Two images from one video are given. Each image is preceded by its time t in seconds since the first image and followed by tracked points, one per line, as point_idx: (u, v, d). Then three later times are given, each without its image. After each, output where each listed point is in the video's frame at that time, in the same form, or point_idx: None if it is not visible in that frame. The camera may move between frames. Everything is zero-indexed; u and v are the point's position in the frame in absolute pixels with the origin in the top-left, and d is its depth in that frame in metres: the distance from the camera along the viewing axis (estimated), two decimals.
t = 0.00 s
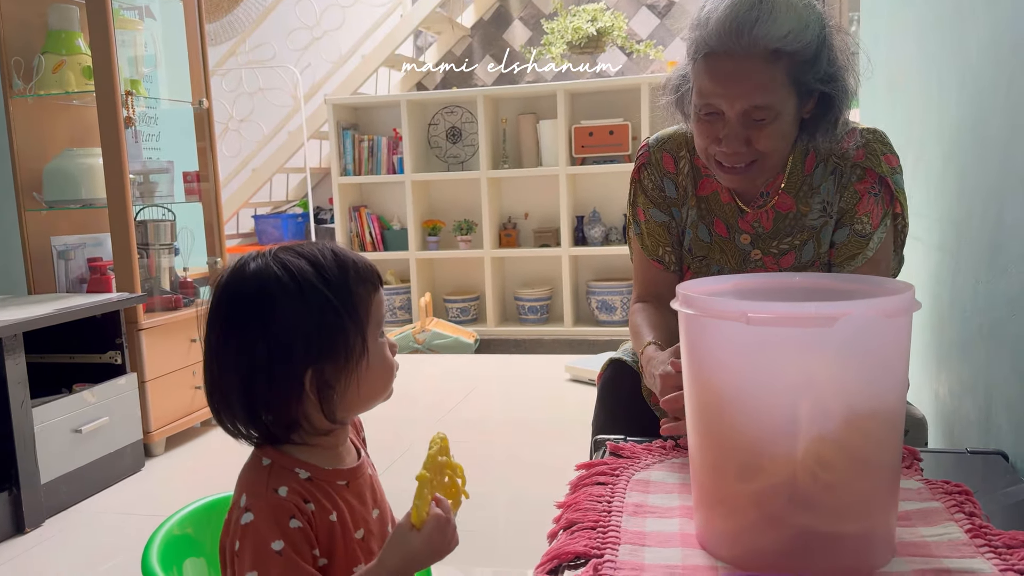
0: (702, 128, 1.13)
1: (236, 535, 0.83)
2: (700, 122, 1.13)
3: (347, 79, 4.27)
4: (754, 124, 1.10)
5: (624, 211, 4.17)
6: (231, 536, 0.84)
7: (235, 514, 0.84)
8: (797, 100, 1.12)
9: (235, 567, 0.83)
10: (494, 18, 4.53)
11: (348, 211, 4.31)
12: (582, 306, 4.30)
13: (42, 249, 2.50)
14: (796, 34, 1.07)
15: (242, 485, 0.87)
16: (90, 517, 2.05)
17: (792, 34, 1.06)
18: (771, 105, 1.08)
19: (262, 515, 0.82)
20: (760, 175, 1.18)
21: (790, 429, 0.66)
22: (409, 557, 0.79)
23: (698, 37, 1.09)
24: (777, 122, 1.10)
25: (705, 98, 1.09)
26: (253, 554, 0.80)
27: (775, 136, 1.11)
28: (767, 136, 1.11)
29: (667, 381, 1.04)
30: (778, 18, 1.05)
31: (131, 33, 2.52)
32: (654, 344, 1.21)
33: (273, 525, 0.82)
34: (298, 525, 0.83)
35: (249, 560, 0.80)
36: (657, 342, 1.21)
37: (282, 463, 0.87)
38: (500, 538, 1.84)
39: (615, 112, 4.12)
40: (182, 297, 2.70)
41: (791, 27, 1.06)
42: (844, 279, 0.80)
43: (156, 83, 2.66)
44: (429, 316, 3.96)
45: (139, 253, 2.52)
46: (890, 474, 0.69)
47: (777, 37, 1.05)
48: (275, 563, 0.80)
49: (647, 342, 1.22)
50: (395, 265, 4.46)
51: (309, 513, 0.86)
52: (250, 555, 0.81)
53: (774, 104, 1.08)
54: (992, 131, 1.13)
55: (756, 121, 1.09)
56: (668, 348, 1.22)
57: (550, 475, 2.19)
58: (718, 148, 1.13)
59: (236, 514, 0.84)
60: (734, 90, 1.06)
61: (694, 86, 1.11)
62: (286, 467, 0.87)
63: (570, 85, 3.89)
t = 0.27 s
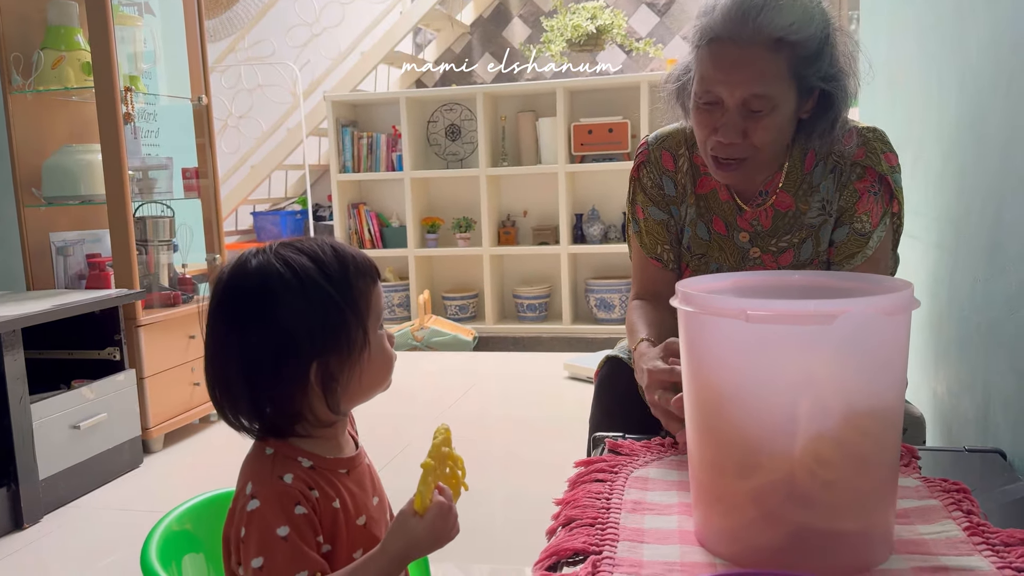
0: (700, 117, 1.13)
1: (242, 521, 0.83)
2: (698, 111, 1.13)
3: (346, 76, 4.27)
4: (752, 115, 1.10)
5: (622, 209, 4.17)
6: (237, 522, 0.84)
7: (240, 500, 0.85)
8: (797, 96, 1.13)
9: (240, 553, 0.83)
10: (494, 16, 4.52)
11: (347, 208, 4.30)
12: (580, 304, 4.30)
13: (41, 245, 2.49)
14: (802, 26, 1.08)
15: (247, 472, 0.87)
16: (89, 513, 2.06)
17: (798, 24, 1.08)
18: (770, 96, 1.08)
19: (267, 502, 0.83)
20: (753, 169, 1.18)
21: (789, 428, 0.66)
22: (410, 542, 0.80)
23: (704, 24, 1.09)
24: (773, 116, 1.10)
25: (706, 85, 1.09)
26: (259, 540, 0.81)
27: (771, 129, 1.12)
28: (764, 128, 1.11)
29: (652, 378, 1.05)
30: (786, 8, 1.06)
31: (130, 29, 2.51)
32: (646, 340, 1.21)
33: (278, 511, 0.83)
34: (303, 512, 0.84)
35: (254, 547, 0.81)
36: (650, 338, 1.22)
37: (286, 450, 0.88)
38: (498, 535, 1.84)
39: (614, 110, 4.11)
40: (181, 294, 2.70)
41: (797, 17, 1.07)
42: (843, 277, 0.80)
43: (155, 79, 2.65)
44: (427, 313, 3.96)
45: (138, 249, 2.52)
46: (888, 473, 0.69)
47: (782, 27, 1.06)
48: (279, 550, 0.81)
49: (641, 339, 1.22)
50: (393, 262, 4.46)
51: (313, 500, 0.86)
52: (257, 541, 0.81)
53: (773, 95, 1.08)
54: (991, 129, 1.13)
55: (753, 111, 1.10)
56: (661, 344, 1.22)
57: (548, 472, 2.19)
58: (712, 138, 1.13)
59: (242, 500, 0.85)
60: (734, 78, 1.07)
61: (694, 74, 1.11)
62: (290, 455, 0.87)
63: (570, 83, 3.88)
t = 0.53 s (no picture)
0: (711, 112, 1.12)
1: (256, 509, 0.83)
2: (707, 106, 1.13)
3: (346, 74, 4.27)
4: (763, 110, 1.10)
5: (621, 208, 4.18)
6: (250, 509, 0.84)
7: (252, 487, 0.85)
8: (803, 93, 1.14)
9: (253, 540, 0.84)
10: (493, 13, 4.52)
11: (346, 206, 4.31)
12: (579, 302, 4.31)
13: (40, 242, 2.49)
14: (814, 21, 1.09)
15: (256, 461, 0.87)
16: (88, 509, 2.06)
17: (809, 20, 1.08)
18: (782, 91, 1.08)
19: (283, 489, 0.83)
20: (752, 164, 1.18)
21: (783, 425, 0.67)
22: (424, 528, 0.84)
23: (713, 20, 1.09)
24: (784, 112, 1.11)
25: (718, 81, 1.08)
26: (277, 526, 0.82)
27: (781, 124, 1.12)
28: (774, 124, 1.11)
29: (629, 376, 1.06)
30: (799, 5, 1.07)
31: (129, 26, 2.51)
32: (636, 337, 1.22)
33: (295, 498, 0.83)
34: (318, 499, 0.85)
35: (272, 533, 0.82)
36: (640, 335, 1.22)
37: (296, 439, 0.88)
38: (496, 532, 1.85)
39: (614, 108, 4.12)
40: (180, 291, 2.70)
41: (811, 12, 1.08)
42: (838, 276, 0.81)
43: (154, 76, 2.65)
44: (426, 311, 3.97)
45: (137, 246, 2.52)
46: (882, 471, 0.69)
47: (796, 23, 1.07)
48: (298, 535, 0.81)
49: (632, 337, 1.24)
50: (392, 260, 4.46)
51: (326, 487, 0.87)
52: (274, 527, 0.82)
53: (785, 90, 1.08)
54: (988, 129, 1.13)
55: (765, 107, 1.09)
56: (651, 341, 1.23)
57: (546, 470, 2.20)
58: (721, 134, 1.13)
59: (255, 487, 0.85)
60: (750, 72, 1.06)
61: (703, 70, 1.10)
62: (300, 443, 0.88)
63: (569, 81, 3.89)
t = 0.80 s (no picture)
0: (707, 112, 1.12)
1: (269, 500, 0.83)
2: (703, 105, 1.12)
3: (344, 71, 4.27)
4: (759, 106, 1.09)
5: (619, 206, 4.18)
6: (262, 501, 0.83)
7: (264, 479, 0.84)
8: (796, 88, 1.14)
9: (265, 532, 0.83)
10: (492, 11, 4.51)
11: (344, 204, 4.31)
12: (577, 300, 4.31)
13: (38, 240, 2.50)
14: (804, 17, 1.09)
15: (263, 455, 0.86)
16: (86, 506, 2.06)
17: (801, 16, 1.09)
18: (777, 88, 1.08)
19: (298, 478, 0.83)
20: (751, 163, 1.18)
21: (778, 424, 0.67)
22: (434, 514, 0.86)
23: (705, 20, 1.09)
24: (780, 107, 1.10)
25: (712, 80, 1.08)
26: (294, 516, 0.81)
27: (777, 122, 1.12)
28: (771, 121, 1.11)
29: (628, 374, 1.06)
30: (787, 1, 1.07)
31: (127, 24, 2.51)
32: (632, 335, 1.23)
33: (310, 486, 0.83)
34: (331, 487, 0.85)
35: (288, 523, 0.81)
36: (635, 333, 1.23)
37: (303, 432, 0.88)
38: (494, 529, 1.86)
39: (612, 106, 4.12)
40: (178, 288, 2.70)
41: (799, 10, 1.09)
42: (831, 275, 0.81)
43: (153, 73, 2.65)
44: (424, 309, 3.98)
45: (135, 243, 2.53)
46: (875, 469, 0.70)
47: (786, 19, 1.07)
48: (315, 522, 0.81)
49: (629, 335, 1.25)
50: (391, 258, 4.47)
51: (336, 477, 0.87)
52: (291, 517, 0.81)
53: (780, 87, 1.08)
54: (983, 128, 1.14)
55: (761, 103, 1.09)
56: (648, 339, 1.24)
57: (544, 467, 2.21)
58: (718, 134, 1.13)
59: (266, 480, 0.84)
60: (744, 69, 1.06)
61: (697, 69, 1.10)
62: (307, 436, 0.88)
63: (567, 79, 3.89)
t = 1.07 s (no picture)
0: (682, 109, 1.14)
1: (269, 492, 0.83)
2: (679, 101, 1.14)
3: (342, 68, 4.26)
4: (730, 107, 1.11)
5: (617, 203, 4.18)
6: (261, 495, 0.83)
7: (263, 473, 0.84)
8: (777, 93, 1.13)
9: (264, 526, 0.83)
10: (490, 7, 4.51)
11: (342, 200, 4.31)
12: (575, 297, 4.32)
13: (36, 237, 2.49)
14: (784, 21, 1.08)
15: (262, 449, 0.86)
16: (84, 503, 2.06)
17: (777, 20, 1.08)
18: (747, 89, 1.09)
19: (299, 471, 0.83)
20: (728, 161, 1.19)
21: (773, 420, 0.67)
22: (434, 511, 0.86)
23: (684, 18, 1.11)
24: (752, 109, 1.11)
25: (687, 77, 1.10)
26: (294, 510, 0.81)
27: (749, 122, 1.12)
28: (742, 121, 1.12)
29: (638, 373, 1.06)
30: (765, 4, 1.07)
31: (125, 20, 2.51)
32: (629, 332, 1.23)
33: (311, 480, 0.84)
34: (331, 482, 0.85)
35: (288, 516, 0.81)
36: (632, 330, 1.23)
37: (302, 427, 0.88)
38: (492, 526, 1.86)
39: (610, 103, 4.12)
40: (176, 285, 2.70)
41: (779, 12, 1.08)
42: (826, 271, 0.82)
43: (150, 70, 2.65)
44: (422, 305, 3.98)
45: (133, 240, 2.53)
46: (870, 464, 0.70)
47: (761, 21, 1.07)
48: (315, 516, 0.82)
49: (625, 332, 1.25)
50: (389, 254, 4.47)
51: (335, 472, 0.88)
52: (291, 511, 0.81)
53: (750, 88, 1.09)
54: (978, 125, 1.14)
55: (732, 103, 1.11)
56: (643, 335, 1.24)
57: (542, 464, 2.21)
58: (689, 129, 1.15)
59: (266, 473, 0.84)
60: (715, 69, 1.07)
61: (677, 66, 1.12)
62: (306, 431, 0.88)
63: (565, 76, 3.88)
